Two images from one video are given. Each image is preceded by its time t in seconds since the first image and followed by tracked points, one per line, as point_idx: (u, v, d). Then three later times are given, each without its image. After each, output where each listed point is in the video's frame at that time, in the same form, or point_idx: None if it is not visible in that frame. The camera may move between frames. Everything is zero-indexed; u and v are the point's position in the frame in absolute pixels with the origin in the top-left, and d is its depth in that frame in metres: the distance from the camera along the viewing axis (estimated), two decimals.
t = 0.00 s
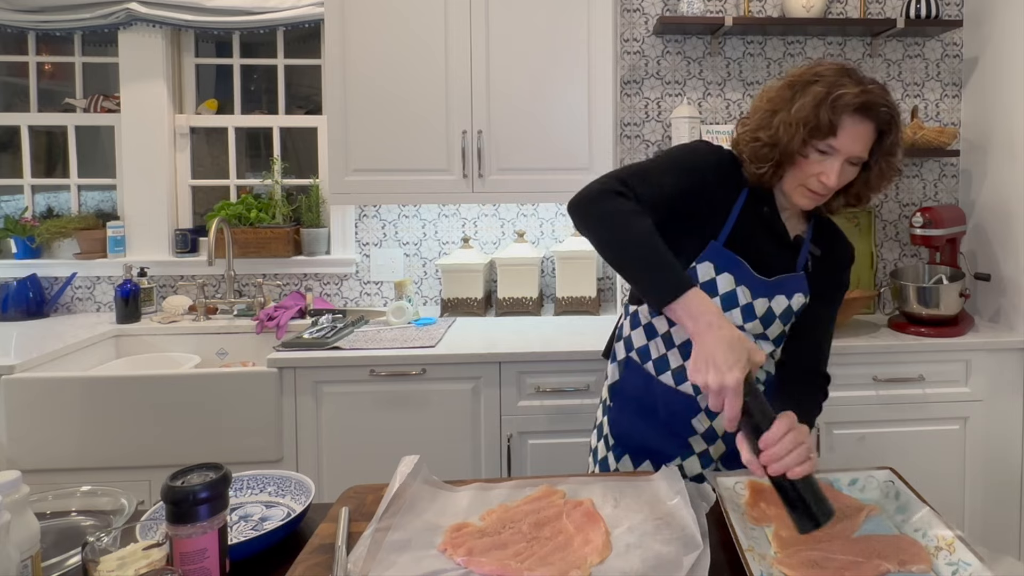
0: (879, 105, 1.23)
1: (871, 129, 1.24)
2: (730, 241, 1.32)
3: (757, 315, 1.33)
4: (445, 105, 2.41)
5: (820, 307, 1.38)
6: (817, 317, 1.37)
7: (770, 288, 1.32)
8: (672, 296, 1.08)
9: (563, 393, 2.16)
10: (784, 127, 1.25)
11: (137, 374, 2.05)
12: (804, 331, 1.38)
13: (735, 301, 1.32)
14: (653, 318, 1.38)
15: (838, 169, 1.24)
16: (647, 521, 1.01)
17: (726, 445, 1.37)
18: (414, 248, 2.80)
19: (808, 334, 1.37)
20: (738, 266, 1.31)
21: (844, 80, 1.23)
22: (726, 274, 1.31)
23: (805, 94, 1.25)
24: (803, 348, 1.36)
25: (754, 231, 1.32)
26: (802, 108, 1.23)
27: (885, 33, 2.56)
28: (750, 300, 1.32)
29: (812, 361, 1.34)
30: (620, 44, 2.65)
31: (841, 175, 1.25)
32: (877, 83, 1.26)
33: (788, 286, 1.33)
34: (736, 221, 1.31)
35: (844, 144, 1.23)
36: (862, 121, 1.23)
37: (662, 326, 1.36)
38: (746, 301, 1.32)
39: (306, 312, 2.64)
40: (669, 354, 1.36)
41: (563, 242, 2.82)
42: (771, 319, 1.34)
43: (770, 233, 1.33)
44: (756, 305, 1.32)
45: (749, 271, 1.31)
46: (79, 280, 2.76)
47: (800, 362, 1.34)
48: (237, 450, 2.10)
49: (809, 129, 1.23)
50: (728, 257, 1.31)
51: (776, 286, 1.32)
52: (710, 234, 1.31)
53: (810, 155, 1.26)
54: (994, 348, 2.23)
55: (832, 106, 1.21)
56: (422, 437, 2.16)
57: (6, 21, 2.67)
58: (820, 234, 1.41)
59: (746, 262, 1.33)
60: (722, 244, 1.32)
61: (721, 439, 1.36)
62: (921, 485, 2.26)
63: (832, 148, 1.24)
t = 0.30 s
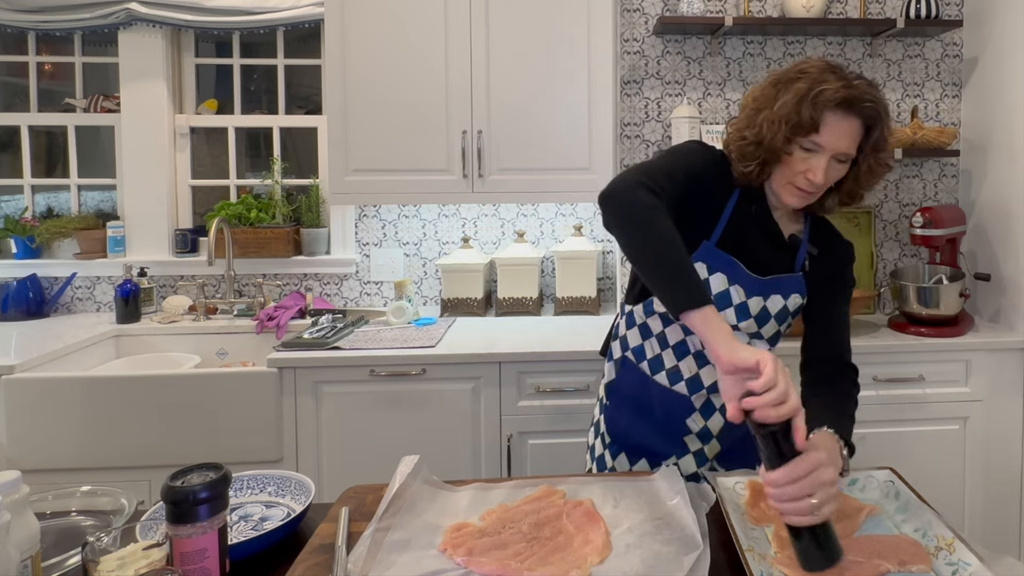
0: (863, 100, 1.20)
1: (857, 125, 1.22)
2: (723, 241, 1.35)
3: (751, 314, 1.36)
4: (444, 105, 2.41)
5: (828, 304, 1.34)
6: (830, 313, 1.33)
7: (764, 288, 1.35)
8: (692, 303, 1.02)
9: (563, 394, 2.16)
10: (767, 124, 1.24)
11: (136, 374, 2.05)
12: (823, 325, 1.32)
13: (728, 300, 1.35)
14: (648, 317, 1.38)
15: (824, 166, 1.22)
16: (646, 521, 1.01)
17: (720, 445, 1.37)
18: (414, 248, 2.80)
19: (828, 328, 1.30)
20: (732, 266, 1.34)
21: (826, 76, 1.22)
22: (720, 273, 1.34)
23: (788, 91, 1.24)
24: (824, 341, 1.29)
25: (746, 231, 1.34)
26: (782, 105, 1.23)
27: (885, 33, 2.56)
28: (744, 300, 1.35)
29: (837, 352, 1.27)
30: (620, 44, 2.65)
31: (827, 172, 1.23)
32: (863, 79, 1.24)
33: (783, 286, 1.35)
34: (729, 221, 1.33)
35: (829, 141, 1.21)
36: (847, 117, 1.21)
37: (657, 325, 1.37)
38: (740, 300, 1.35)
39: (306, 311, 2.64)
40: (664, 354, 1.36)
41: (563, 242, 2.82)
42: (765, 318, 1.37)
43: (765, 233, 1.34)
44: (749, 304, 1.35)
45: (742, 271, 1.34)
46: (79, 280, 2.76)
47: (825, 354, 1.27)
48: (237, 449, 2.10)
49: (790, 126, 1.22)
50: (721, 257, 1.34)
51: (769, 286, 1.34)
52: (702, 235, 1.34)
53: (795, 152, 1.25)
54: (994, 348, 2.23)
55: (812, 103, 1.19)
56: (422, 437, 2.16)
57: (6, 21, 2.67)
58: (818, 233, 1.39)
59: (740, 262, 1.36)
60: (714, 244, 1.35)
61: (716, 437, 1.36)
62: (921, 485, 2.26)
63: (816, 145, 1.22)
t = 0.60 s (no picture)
0: (839, 96, 1.19)
1: (836, 121, 1.20)
2: (714, 241, 1.33)
3: (744, 314, 1.33)
4: (444, 105, 2.41)
5: (823, 302, 1.36)
6: (826, 310, 1.35)
7: (757, 286, 1.32)
8: (663, 289, 1.06)
9: (562, 393, 2.16)
10: (744, 123, 1.24)
11: (136, 374, 2.05)
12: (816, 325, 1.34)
13: (721, 301, 1.32)
14: (641, 321, 1.37)
15: (805, 163, 1.20)
16: (646, 522, 1.01)
17: (717, 445, 1.37)
18: (414, 248, 2.80)
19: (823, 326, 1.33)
20: (724, 266, 1.31)
21: (800, 72, 1.21)
22: (711, 275, 1.31)
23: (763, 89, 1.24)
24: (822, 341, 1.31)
25: (736, 229, 1.32)
26: (757, 104, 1.22)
27: (885, 33, 2.56)
28: (737, 299, 1.32)
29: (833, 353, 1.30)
30: (620, 44, 2.65)
31: (809, 169, 1.21)
32: (841, 73, 1.22)
33: (775, 285, 1.32)
34: (719, 221, 1.32)
35: (806, 138, 1.19)
36: (824, 113, 1.19)
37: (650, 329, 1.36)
38: (733, 300, 1.32)
39: (306, 311, 2.64)
40: (658, 356, 1.35)
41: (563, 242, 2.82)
42: (759, 317, 1.34)
43: (756, 231, 1.33)
44: (743, 304, 1.32)
45: (734, 271, 1.31)
46: (79, 280, 2.76)
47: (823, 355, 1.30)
48: (237, 449, 2.10)
49: (766, 124, 1.21)
50: (712, 257, 1.31)
51: (763, 285, 1.32)
52: (692, 235, 1.32)
53: (775, 151, 1.24)
54: (994, 348, 2.23)
55: (786, 100, 1.19)
56: (422, 437, 2.16)
57: (6, 21, 2.67)
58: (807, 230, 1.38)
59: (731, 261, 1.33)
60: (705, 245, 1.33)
61: (712, 439, 1.36)
62: (921, 485, 2.26)
63: (796, 143, 1.21)
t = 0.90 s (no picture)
0: (776, 85, 1.14)
1: (776, 111, 1.14)
2: (689, 242, 1.29)
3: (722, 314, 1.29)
4: (444, 105, 2.41)
5: (810, 292, 1.33)
6: (815, 298, 1.33)
7: (734, 285, 1.28)
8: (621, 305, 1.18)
9: (563, 393, 2.16)
10: (687, 119, 1.22)
11: (136, 374, 2.05)
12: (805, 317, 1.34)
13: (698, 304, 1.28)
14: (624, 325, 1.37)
15: (745, 154, 1.14)
16: (646, 522, 1.01)
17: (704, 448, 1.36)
18: (414, 248, 2.80)
19: (812, 316, 1.33)
20: (699, 267, 1.27)
21: (740, 64, 1.17)
22: (686, 277, 1.27)
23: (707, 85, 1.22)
24: (812, 331, 1.33)
25: (709, 229, 1.27)
26: (697, 98, 1.21)
27: (885, 33, 2.56)
28: (713, 300, 1.28)
29: (825, 338, 1.33)
30: (620, 44, 2.65)
31: (750, 161, 1.14)
32: (788, 63, 1.17)
33: (753, 283, 1.28)
34: (692, 221, 1.27)
35: (742, 129, 1.14)
36: (762, 103, 1.14)
37: (632, 333, 1.36)
38: (709, 301, 1.28)
39: (306, 311, 2.64)
40: (642, 360, 1.35)
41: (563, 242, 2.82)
42: (737, 316, 1.30)
43: (732, 230, 1.28)
44: (720, 304, 1.29)
45: (709, 271, 1.27)
46: (79, 280, 2.76)
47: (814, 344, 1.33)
48: (237, 449, 2.10)
49: (703, 117, 1.19)
50: (688, 259, 1.27)
51: (740, 283, 1.28)
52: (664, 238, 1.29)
53: (719, 144, 1.19)
54: (994, 348, 2.23)
55: (720, 90, 1.16)
56: (422, 437, 2.16)
57: (6, 21, 2.67)
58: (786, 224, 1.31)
59: (707, 262, 1.29)
60: (677, 247, 1.28)
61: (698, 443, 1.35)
62: (921, 485, 2.26)
63: (735, 135, 1.16)
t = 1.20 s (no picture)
0: (710, 84, 1.12)
1: (712, 110, 1.12)
2: (632, 239, 1.30)
3: (661, 312, 1.30)
4: (444, 105, 2.41)
5: (743, 297, 1.26)
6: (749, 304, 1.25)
7: (673, 283, 1.28)
8: (526, 245, 1.15)
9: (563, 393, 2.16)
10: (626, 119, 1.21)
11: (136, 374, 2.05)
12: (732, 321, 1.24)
13: (639, 299, 1.30)
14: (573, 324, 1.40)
15: (684, 154, 1.13)
16: (645, 522, 1.01)
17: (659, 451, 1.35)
18: (414, 248, 2.80)
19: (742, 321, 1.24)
20: (639, 263, 1.28)
21: (674, 62, 1.15)
22: (628, 272, 1.29)
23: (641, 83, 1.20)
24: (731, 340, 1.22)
25: (651, 226, 1.28)
26: (634, 97, 1.19)
27: (885, 33, 2.56)
28: (654, 298, 1.29)
29: (744, 353, 1.20)
30: (620, 44, 2.65)
31: (689, 161, 1.13)
32: (726, 61, 1.15)
33: (692, 281, 1.27)
34: (635, 217, 1.29)
35: (679, 129, 1.13)
36: (697, 103, 1.12)
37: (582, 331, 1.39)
38: (649, 298, 1.29)
39: (306, 311, 2.64)
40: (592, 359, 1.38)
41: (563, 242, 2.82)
42: (678, 315, 1.29)
43: (669, 229, 1.28)
44: (659, 302, 1.29)
45: (648, 268, 1.28)
46: (79, 280, 2.76)
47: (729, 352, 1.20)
48: (237, 449, 2.10)
49: (639, 117, 1.17)
50: (630, 254, 1.28)
51: (679, 281, 1.27)
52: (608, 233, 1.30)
53: (659, 144, 1.18)
54: (994, 348, 2.23)
55: (654, 91, 1.14)
56: (422, 437, 2.16)
57: (6, 21, 2.67)
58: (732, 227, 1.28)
59: (648, 259, 1.30)
60: (623, 241, 1.30)
61: (650, 444, 1.35)
62: (921, 485, 2.26)
63: (672, 135, 1.14)
